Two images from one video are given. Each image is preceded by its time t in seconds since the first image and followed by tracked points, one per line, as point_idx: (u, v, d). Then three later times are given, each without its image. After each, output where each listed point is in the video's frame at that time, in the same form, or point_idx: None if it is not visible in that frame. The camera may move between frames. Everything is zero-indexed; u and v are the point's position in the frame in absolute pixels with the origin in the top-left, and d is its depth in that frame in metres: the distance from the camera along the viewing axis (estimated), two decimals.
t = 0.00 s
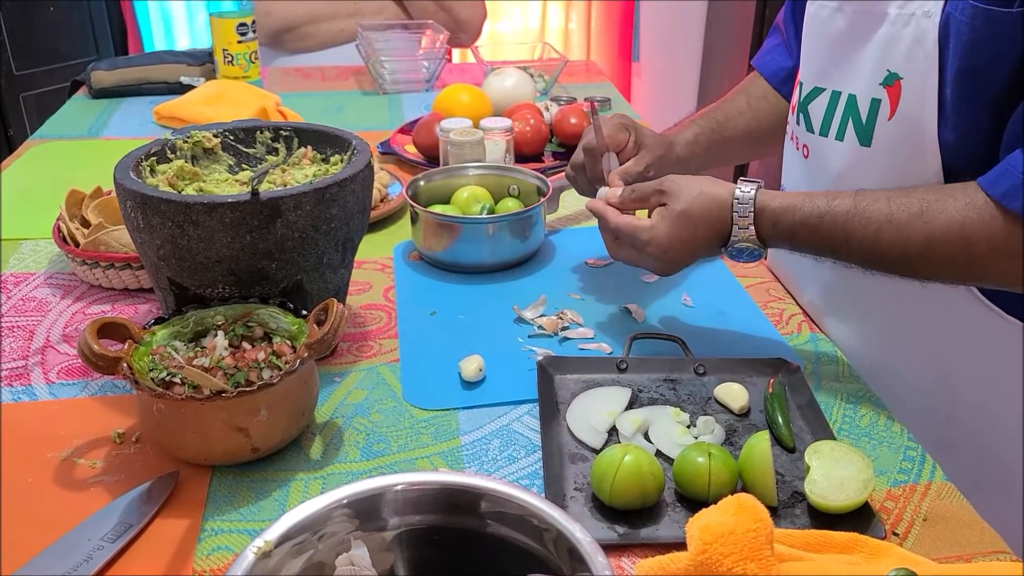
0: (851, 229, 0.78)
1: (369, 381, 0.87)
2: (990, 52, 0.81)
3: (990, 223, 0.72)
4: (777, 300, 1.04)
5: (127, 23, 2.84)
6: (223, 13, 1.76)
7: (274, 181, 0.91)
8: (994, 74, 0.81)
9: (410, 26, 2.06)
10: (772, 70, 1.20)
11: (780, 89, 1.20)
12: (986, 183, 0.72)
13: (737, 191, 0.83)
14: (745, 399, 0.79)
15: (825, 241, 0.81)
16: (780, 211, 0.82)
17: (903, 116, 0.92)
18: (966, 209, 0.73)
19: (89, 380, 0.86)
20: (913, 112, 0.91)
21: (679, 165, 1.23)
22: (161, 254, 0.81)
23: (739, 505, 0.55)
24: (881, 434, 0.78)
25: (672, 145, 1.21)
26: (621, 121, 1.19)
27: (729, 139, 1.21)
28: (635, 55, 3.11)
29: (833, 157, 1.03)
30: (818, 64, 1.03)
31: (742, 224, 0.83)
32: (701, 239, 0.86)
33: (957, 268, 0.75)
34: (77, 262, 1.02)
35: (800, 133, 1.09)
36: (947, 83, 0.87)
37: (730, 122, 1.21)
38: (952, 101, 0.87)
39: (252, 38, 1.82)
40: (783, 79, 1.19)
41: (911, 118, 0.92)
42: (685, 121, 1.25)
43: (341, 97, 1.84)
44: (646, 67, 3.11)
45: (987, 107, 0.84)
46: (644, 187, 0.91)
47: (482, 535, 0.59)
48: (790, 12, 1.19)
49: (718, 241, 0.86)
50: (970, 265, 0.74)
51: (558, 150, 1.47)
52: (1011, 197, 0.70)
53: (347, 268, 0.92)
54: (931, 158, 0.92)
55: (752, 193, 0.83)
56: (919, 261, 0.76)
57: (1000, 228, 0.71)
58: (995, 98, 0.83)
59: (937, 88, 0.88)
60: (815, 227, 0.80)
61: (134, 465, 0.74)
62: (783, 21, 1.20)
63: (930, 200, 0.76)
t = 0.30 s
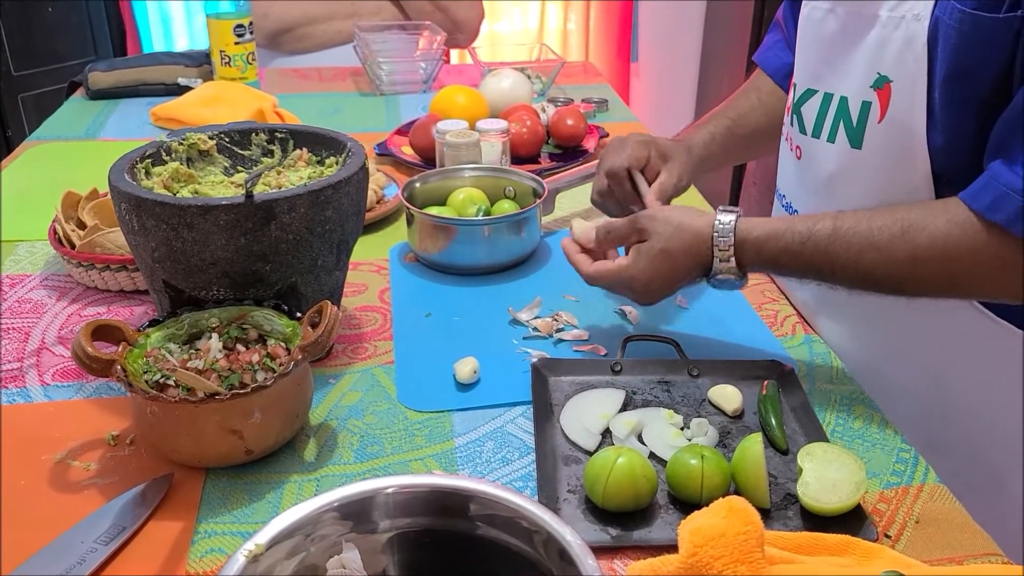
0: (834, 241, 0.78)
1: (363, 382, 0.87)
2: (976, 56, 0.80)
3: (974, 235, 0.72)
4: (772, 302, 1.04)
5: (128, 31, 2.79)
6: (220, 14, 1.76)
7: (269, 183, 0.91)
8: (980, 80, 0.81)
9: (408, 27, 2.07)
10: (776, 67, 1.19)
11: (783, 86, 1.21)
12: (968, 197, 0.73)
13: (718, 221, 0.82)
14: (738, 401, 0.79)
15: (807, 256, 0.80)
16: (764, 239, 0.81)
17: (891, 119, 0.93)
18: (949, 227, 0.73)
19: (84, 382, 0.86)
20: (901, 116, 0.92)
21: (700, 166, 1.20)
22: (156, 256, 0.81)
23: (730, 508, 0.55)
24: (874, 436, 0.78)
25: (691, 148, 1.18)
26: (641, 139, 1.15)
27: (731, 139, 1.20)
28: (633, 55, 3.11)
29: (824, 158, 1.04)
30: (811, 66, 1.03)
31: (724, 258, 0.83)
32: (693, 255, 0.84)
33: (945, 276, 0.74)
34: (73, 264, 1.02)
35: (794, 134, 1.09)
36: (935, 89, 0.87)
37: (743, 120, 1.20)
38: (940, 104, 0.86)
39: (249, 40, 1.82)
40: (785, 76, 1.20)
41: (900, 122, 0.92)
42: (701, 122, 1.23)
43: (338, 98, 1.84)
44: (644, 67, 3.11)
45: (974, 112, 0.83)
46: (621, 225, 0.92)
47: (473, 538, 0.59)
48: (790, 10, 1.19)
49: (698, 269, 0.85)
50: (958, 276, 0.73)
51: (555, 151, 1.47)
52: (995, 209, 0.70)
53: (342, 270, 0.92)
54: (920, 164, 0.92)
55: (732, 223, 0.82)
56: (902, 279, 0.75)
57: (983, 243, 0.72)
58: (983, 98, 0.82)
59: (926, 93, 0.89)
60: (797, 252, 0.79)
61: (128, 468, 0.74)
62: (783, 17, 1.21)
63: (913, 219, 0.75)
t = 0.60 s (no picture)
0: (843, 243, 0.78)
1: (358, 382, 0.87)
2: (980, 56, 0.81)
3: (985, 240, 0.71)
4: (767, 301, 1.04)
5: (128, 31, 2.72)
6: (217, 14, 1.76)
7: (263, 182, 0.91)
8: (984, 79, 0.81)
9: (405, 27, 2.07)
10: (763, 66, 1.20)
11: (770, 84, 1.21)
12: (975, 199, 0.72)
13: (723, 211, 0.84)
14: (733, 401, 0.79)
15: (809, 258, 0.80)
16: (768, 226, 0.82)
17: (894, 119, 0.92)
18: (958, 222, 0.73)
19: (78, 382, 0.86)
20: (903, 116, 0.91)
21: (665, 158, 1.22)
22: (149, 256, 0.81)
23: (722, 508, 0.55)
24: (869, 436, 0.78)
25: (658, 139, 1.20)
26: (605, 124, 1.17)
27: (717, 134, 1.21)
28: (632, 55, 3.11)
29: (824, 159, 1.04)
30: (809, 66, 1.04)
31: (724, 241, 0.83)
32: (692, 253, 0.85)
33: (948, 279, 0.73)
34: (68, 264, 1.02)
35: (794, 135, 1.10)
36: (938, 89, 0.87)
37: (717, 117, 1.21)
38: (943, 104, 0.86)
39: (246, 39, 1.82)
40: (773, 74, 1.20)
41: (899, 123, 0.92)
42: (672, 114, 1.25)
43: (335, 98, 1.84)
44: (643, 67, 3.11)
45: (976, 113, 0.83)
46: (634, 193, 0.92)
47: (464, 537, 0.59)
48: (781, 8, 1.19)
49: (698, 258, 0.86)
50: (963, 277, 0.73)
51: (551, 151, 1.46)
52: (1003, 212, 0.70)
53: (336, 269, 0.91)
54: (921, 165, 0.92)
55: (737, 212, 0.83)
56: (910, 277, 0.75)
57: (994, 245, 0.71)
58: (986, 99, 0.82)
59: (928, 94, 0.88)
60: (805, 239, 0.80)
61: (122, 468, 0.73)
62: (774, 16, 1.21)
63: (921, 216, 0.75)
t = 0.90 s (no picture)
0: (847, 243, 0.77)
1: (356, 385, 0.87)
2: (985, 60, 0.80)
3: (993, 237, 0.71)
4: (766, 303, 1.04)
5: (128, 32, 2.74)
6: (217, 15, 1.76)
7: (262, 185, 0.91)
8: (987, 82, 0.81)
9: (406, 28, 2.07)
10: (758, 67, 1.21)
11: (765, 87, 1.21)
12: (981, 196, 0.72)
13: (721, 209, 0.84)
14: (731, 404, 0.79)
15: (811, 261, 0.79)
16: (767, 224, 0.82)
17: (897, 123, 0.92)
18: (965, 218, 0.73)
19: (76, 385, 0.86)
20: (906, 120, 0.91)
21: (662, 155, 1.21)
22: (148, 258, 0.81)
23: (720, 512, 0.55)
24: (867, 438, 0.78)
25: (656, 134, 1.19)
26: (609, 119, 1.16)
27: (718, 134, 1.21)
28: (632, 56, 3.12)
29: (825, 163, 1.04)
30: (810, 70, 1.04)
31: (722, 236, 0.83)
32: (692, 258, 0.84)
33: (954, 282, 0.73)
34: (66, 266, 1.02)
35: (795, 140, 1.10)
36: (942, 94, 0.87)
37: (713, 114, 1.21)
38: (947, 109, 0.86)
39: (246, 41, 1.82)
40: (768, 77, 1.20)
41: (902, 127, 0.92)
42: (667, 110, 1.24)
43: (334, 99, 1.84)
44: (643, 68, 3.11)
45: (979, 117, 0.83)
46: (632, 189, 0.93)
47: (461, 541, 0.59)
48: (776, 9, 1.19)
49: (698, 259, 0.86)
50: (969, 280, 0.73)
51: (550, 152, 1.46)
52: (1010, 208, 0.70)
53: (334, 271, 0.92)
54: (923, 169, 0.91)
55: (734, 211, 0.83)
56: (915, 278, 0.75)
57: (1001, 244, 0.70)
58: (989, 104, 0.82)
59: (931, 98, 0.88)
60: (808, 238, 0.79)
61: (119, 471, 0.73)
62: (769, 17, 1.21)
63: (927, 214, 0.75)
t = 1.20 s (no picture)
0: (848, 244, 0.77)
1: (356, 384, 0.87)
2: (984, 59, 0.80)
3: (994, 244, 0.70)
4: (768, 302, 1.03)
5: (128, 31, 2.77)
6: (217, 14, 1.76)
7: (261, 183, 0.90)
8: (987, 83, 0.81)
9: (406, 27, 2.06)
10: (761, 66, 1.20)
11: (768, 86, 1.21)
12: (982, 202, 0.72)
13: (719, 227, 0.82)
14: (732, 403, 0.78)
15: (811, 261, 0.79)
16: (769, 245, 0.80)
17: (896, 121, 0.92)
18: (968, 226, 0.72)
19: (75, 384, 0.85)
20: (906, 119, 0.91)
21: (661, 155, 1.20)
22: (146, 256, 0.80)
23: (721, 512, 0.55)
24: (869, 438, 0.78)
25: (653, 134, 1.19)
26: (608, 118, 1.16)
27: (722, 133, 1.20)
28: (633, 55, 3.11)
29: (825, 162, 1.04)
30: (810, 69, 1.04)
31: (721, 261, 0.82)
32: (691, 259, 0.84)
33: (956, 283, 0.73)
34: (65, 264, 1.01)
35: (795, 139, 1.10)
36: (941, 93, 0.86)
37: (711, 114, 1.20)
38: (947, 109, 0.85)
39: (245, 39, 1.82)
40: (771, 76, 1.20)
41: (902, 126, 0.91)
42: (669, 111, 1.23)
43: (334, 97, 1.84)
44: (644, 67, 3.11)
45: (979, 117, 0.83)
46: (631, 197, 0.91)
47: (460, 541, 0.59)
48: (779, 10, 1.19)
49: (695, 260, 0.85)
50: (970, 281, 0.72)
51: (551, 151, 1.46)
52: (1011, 213, 0.69)
53: (334, 270, 0.91)
54: (922, 168, 0.91)
55: (733, 229, 0.82)
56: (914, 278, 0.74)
57: (1003, 250, 0.70)
58: (989, 103, 0.82)
59: (931, 97, 0.88)
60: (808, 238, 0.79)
61: (117, 470, 0.73)
62: (772, 17, 1.21)
63: (928, 223, 0.74)
